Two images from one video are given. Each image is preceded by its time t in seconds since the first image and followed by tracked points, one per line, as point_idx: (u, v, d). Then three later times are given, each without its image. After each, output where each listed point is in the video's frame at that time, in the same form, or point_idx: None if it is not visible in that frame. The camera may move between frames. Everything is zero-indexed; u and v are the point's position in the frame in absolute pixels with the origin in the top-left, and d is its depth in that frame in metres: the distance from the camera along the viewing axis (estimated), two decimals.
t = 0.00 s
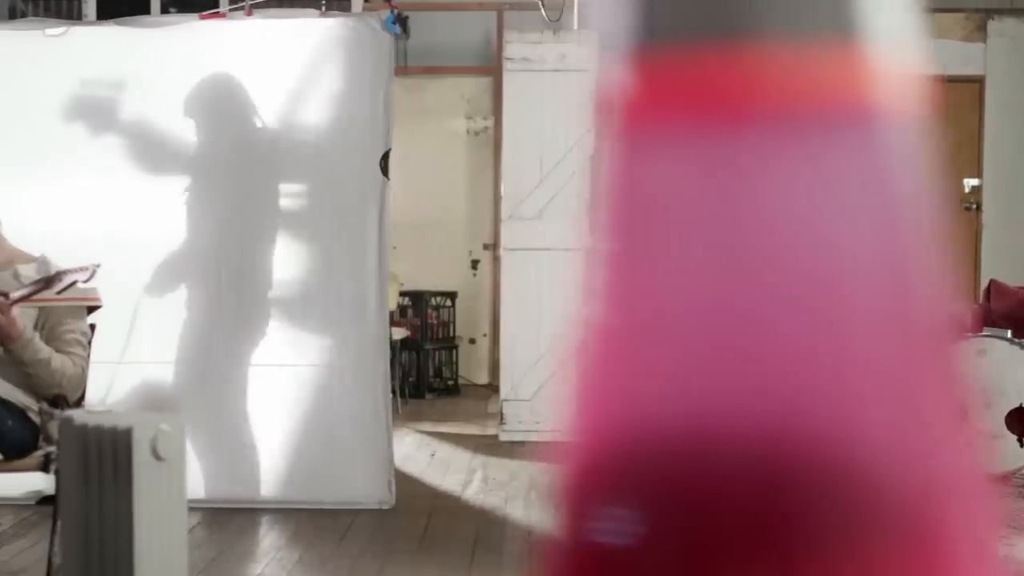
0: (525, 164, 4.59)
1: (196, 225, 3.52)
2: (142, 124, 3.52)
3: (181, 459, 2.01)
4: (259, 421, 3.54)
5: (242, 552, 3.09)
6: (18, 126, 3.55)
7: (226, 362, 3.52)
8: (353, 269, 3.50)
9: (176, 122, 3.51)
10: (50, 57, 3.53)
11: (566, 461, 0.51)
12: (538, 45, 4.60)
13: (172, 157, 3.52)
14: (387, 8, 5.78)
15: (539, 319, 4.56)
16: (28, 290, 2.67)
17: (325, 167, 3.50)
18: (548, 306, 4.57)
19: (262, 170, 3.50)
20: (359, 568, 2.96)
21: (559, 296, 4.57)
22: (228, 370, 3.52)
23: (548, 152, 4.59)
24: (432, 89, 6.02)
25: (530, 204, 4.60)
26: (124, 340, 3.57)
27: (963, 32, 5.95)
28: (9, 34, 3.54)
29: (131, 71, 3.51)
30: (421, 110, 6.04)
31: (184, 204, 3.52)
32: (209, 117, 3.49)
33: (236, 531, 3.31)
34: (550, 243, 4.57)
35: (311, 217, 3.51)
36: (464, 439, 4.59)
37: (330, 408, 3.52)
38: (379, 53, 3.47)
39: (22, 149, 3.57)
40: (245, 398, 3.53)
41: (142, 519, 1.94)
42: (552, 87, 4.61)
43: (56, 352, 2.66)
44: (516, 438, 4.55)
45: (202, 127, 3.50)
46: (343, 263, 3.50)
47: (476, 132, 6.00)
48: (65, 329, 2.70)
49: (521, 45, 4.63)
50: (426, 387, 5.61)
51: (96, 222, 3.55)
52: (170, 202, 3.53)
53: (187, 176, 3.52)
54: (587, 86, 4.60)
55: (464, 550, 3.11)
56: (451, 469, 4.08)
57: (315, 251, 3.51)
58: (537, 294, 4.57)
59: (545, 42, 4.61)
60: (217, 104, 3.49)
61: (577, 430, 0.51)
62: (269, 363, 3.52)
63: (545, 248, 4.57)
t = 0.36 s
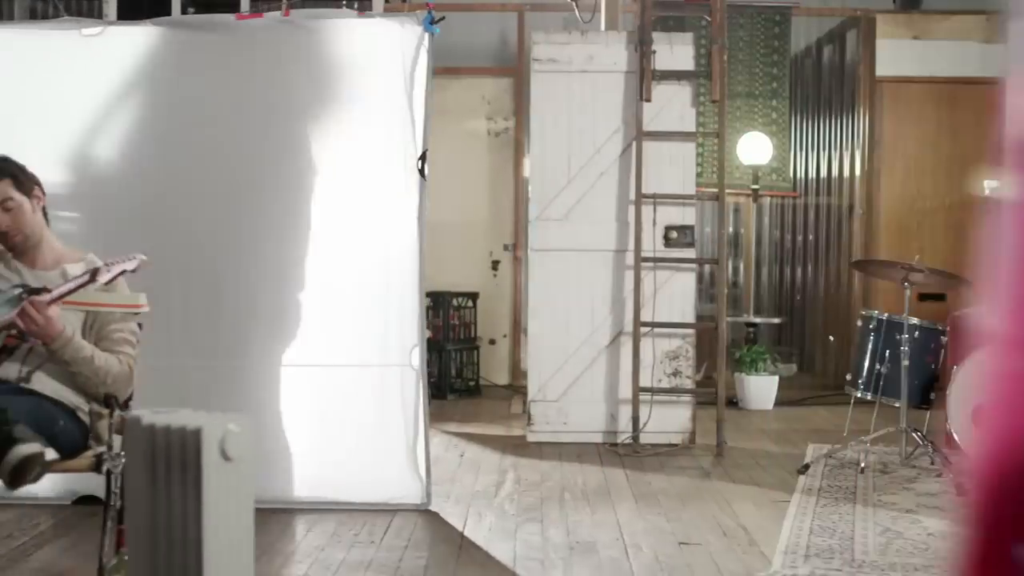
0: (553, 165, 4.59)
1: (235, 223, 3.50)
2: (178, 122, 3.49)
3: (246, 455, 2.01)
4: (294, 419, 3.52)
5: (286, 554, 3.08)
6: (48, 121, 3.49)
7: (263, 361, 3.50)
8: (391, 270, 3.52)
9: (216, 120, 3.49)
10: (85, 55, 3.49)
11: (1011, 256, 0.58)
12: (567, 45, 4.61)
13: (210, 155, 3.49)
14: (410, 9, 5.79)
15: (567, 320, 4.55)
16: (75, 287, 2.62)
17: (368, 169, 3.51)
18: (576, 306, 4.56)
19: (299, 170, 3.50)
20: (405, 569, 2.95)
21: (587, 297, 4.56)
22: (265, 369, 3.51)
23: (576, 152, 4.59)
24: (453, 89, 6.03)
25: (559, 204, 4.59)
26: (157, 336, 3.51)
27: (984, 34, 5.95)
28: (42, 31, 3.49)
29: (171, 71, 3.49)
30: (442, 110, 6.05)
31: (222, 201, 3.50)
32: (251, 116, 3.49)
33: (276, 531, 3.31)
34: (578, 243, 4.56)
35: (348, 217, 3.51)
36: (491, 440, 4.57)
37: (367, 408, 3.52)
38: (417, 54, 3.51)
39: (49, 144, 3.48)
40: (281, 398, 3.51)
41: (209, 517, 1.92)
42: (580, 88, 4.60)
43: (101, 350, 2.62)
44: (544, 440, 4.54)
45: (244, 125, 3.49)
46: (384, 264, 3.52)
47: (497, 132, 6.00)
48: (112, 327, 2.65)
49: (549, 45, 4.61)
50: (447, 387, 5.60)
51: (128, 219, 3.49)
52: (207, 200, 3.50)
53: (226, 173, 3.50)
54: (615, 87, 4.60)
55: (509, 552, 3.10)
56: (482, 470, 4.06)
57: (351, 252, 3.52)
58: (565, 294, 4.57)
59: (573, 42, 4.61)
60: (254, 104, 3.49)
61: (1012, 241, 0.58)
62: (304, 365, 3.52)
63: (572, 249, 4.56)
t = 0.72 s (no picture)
0: (583, 164, 4.59)
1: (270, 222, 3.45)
2: (214, 120, 3.46)
3: (317, 455, 2.00)
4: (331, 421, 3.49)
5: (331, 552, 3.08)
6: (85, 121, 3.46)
7: (299, 363, 3.46)
8: (430, 269, 3.48)
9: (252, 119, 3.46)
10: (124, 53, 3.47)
11: None
12: (596, 45, 4.62)
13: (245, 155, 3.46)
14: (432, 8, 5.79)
15: (596, 319, 4.56)
16: (130, 288, 2.64)
17: (404, 168, 3.46)
18: (605, 305, 4.56)
19: (335, 169, 3.44)
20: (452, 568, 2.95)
21: (616, 296, 4.56)
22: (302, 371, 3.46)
23: (605, 152, 4.59)
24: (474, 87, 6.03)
25: (588, 203, 4.59)
26: (193, 337, 3.46)
27: (1005, 33, 5.95)
28: (82, 28, 3.47)
29: (208, 70, 3.47)
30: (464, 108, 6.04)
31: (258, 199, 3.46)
32: (288, 114, 3.45)
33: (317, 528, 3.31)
34: (607, 242, 4.57)
35: (385, 216, 3.46)
36: (521, 440, 4.58)
37: (406, 408, 3.51)
38: (457, 53, 3.47)
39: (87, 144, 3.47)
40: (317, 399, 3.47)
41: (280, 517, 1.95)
42: (609, 88, 4.61)
43: (152, 350, 2.66)
44: (573, 439, 4.54)
45: (280, 123, 3.44)
46: (421, 266, 3.47)
47: (517, 131, 6.00)
48: (163, 326, 2.68)
49: (577, 44, 4.62)
50: (471, 386, 5.61)
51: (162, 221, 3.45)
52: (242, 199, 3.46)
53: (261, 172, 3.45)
54: (644, 87, 4.60)
55: (553, 551, 3.10)
56: (516, 469, 4.07)
57: (389, 251, 3.47)
58: (594, 293, 4.57)
59: (602, 42, 4.62)
60: (290, 103, 3.44)
61: None
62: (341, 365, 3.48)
63: (601, 248, 4.57)
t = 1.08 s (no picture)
0: (611, 162, 4.59)
1: (313, 222, 3.44)
2: (256, 119, 3.46)
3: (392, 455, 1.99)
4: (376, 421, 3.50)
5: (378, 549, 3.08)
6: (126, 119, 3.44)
7: (345, 363, 3.46)
8: (469, 267, 3.50)
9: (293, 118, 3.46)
10: (163, 52, 3.46)
11: None
12: (626, 42, 4.62)
13: (287, 155, 3.46)
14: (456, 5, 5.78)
15: (626, 315, 4.56)
16: (186, 288, 2.63)
17: (446, 167, 3.48)
18: (634, 302, 4.56)
19: (377, 167, 3.45)
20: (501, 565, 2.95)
21: (646, 293, 4.56)
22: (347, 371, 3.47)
23: (634, 149, 4.59)
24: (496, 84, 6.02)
25: (617, 200, 4.59)
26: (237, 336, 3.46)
27: None
28: (118, 27, 3.46)
29: (248, 68, 3.46)
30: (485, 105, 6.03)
31: (301, 200, 3.46)
32: (330, 114, 3.45)
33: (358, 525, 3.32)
34: (638, 239, 4.57)
35: (425, 214, 3.48)
36: (550, 437, 4.58)
37: (444, 405, 3.52)
38: (496, 51, 3.49)
39: (128, 146, 3.45)
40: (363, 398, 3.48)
41: (355, 519, 1.94)
42: (638, 85, 4.61)
43: (207, 347, 2.64)
44: (602, 435, 4.55)
45: (322, 124, 3.44)
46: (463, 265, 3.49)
47: (539, 128, 6.00)
48: (219, 326, 2.68)
49: (607, 41, 4.63)
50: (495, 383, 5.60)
51: (203, 218, 3.42)
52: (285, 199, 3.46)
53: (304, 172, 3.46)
54: (674, 85, 4.61)
55: (599, 548, 3.10)
56: (550, 466, 4.07)
57: (429, 249, 3.48)
58: (623, 290, 4.57)
59: (631, 38, 4.62)
60: (331, 101, 3.44)
61: None
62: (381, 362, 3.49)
63: (631, 246, 4.57)
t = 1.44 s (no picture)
0: (642, 155, 4.59)
1: (359, 217, 3.47)
2: (300, 112, 3.46)
3: (465, 447, 1.99)
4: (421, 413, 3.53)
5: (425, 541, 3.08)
6: (166, 114, 3.41)
7: (390, 355, 3.50)
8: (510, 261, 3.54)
9: (338, 112, 3.47)
10: (203, 46, 3.43)
11: None
12: (655, 34, 4.61)
13: (332, 149, 3.47)
14: None
15: (657, 307, 4.57)
16: (241, 283, 2.63)
17: (488, 161, 3.52)
18: (665, 294, 4.57)
19: (421, 161, 3.48)
20: (551, 557, 2.95)
21: (677, 285, 4.57)
22: (391, 363, 3.51)
23: (665, 141, 4.59)
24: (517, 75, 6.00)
25: (647, 193, 4.59)
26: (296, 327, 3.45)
27: None
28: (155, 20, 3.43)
29: (291, 61, 3.45)
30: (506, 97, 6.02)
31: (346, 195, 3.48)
32: (375, 108, 3.47)
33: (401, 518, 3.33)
34: (668, 231, 4.58)
35: (468, 207, 3.52)
36: (581, 430, 4.58)
37: (485, 398, 3.55)
38: (537, 43, 3.51)
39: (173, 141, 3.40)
40: (407, 390, 3.52)
41: (432, 511, 1.94)
42: (669, 78, 4.60)
43: (262, 341, 2.65)
44: (633, 428, 4.55)
45: (368, 119, 3.47)
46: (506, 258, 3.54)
47: (561, 120, 5.98)
48: (272, 320, 2.68)
49: (637, 33, 4.61)
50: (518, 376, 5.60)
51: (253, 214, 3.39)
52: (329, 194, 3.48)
53: (349, 165, 3.48)
54: (705, 77, 4.60)
55: (646, 539, 3.11)
56: (585, 459, 4.07)
57: (471, 242, 3.53)
58: (654, 282, 4.58)
59: (661, 30, 4.61)
60: (375, 95, 3.47)
61: None
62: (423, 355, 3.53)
63: (661, 238, 4.57)
